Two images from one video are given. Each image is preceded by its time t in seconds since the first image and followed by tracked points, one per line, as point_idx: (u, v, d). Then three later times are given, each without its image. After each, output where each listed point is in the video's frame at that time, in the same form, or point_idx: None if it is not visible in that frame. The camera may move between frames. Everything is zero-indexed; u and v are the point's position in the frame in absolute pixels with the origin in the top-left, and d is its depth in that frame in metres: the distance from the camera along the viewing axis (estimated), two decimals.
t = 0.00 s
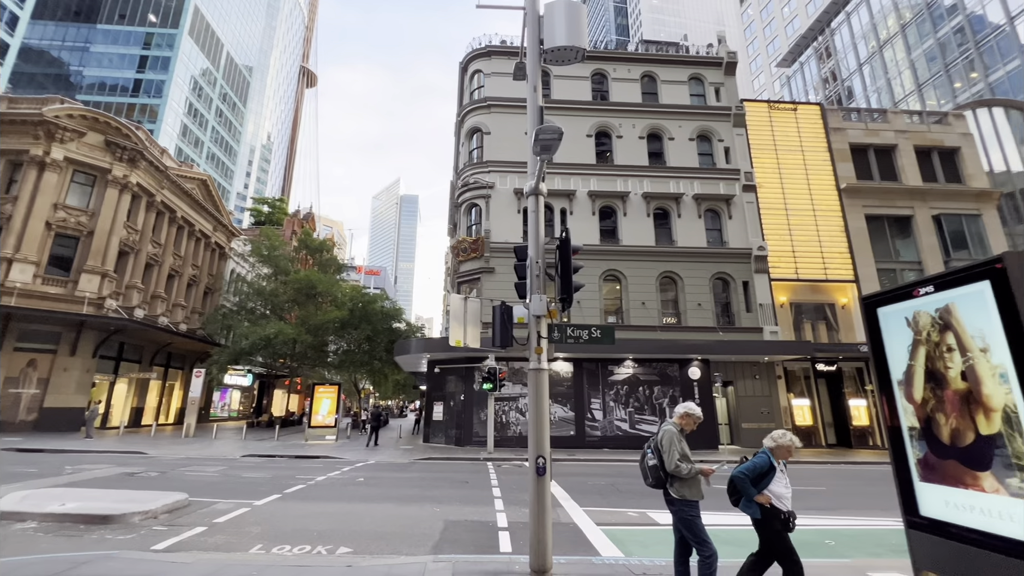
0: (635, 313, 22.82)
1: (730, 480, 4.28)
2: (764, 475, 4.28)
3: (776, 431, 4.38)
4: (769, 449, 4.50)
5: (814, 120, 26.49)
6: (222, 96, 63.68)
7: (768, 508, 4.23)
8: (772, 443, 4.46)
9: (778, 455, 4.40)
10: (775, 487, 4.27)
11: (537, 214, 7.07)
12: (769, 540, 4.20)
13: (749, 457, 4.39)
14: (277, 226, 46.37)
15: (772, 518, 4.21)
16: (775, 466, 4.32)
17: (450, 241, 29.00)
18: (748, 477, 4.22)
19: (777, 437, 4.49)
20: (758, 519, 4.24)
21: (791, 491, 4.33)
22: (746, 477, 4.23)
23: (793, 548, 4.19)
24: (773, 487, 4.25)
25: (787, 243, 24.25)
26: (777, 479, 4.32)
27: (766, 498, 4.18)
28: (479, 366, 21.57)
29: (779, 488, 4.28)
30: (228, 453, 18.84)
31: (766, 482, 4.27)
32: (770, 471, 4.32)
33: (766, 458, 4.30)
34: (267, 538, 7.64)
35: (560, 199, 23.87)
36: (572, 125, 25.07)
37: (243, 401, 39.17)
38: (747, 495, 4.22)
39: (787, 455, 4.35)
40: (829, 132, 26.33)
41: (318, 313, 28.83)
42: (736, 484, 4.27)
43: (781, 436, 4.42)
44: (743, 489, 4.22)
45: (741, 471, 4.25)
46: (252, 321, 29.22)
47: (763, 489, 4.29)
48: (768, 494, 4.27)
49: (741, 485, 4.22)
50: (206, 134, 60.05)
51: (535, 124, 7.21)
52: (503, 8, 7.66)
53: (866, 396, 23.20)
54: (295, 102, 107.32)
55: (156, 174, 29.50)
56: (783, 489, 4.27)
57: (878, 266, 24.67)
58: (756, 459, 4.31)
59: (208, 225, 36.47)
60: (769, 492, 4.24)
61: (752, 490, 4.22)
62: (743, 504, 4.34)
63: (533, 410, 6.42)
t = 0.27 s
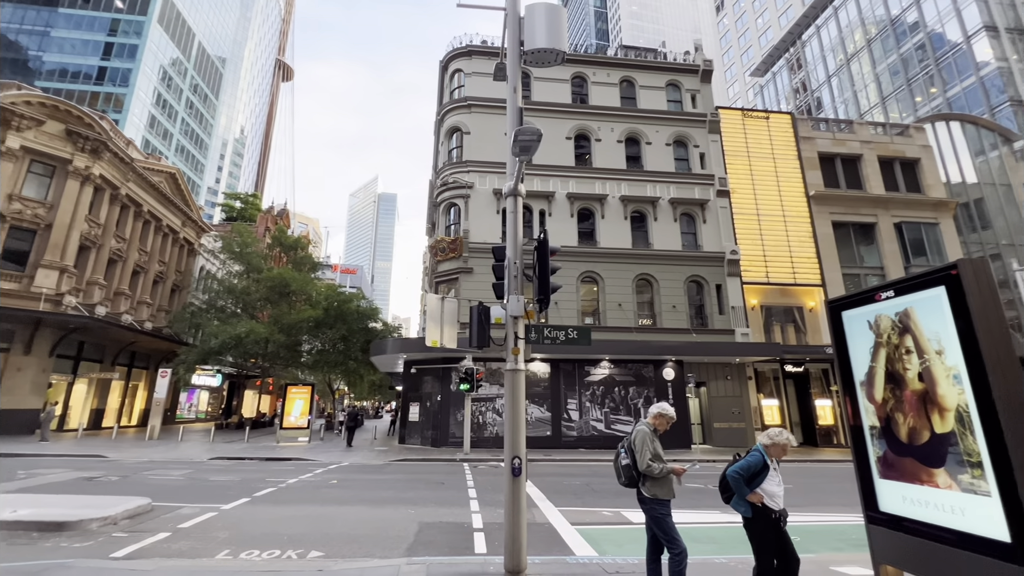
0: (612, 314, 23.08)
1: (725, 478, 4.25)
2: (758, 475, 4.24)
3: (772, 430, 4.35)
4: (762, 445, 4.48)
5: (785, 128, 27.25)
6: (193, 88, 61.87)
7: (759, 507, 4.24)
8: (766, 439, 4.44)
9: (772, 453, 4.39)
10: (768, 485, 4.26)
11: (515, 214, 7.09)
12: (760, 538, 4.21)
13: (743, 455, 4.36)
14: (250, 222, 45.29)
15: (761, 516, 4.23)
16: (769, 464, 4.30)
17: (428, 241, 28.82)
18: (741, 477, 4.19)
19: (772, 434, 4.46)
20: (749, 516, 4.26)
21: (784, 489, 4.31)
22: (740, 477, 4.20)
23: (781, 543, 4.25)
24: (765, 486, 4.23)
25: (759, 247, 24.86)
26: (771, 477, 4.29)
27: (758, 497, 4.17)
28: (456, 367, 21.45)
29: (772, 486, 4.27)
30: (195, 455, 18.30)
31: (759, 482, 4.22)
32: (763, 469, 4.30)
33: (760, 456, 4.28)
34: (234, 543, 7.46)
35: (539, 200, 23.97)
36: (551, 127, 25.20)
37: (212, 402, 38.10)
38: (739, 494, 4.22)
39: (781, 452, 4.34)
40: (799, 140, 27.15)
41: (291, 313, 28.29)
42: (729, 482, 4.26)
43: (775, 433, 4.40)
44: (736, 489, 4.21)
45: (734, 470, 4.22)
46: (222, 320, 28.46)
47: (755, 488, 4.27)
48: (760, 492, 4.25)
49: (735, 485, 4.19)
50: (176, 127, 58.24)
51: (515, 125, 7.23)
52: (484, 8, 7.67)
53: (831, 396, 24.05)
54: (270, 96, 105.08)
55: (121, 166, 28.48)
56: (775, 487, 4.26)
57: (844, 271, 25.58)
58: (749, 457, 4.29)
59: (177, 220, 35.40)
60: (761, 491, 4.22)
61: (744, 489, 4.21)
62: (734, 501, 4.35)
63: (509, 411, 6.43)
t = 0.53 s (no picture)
0: (591, 317, 23.27)
1: (723, 484, 4.18)
2: (756, 481, 4.17)
3: (772, 436, 4.31)
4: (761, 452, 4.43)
5: (760, 137, 27.94)
6: (164, 81, 60.17)
7: (756, 514, 4.17)
8: (764, 444, 4.40)
9: (770, 459, 4.35)
10: (766, 492, 4.19)
11: (496, 216, 7.10)
12: (759, 544, 4.14)
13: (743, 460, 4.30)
14: (223, 220, 44.23)
15: (757, 523, 4.17)
16: (767, 470, 4.26)
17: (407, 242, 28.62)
18: (740, 483, 4.11)
19: (770, 439, 4.42)
20: (744, 523, 4.19)
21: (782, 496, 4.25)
22: (738, 482, 4.12)
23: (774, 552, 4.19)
24: (764, 492, 4.17)
25: (734, 252, 25.40)
26: (769, 484, 4.24)
27: (756, 503, 4.09)
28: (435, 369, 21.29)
29: (770, 494, 4.20)
30: (162, 460, 17.73)
31: (757, 488, 4.16)
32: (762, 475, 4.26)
33: (759, 462, 4.23)
34: (202, 551, 7.26)
35: (520, 203, 24.03)
36: (533, 130, 25.32)
37: (181, 404, 36.99)
38: (736, 500, 4.14)
39: (780, 459, 4.31)
40: (773, 149, 27.86)
41: (266, 313, 27.71)
42: (728, 488, 4.18)
43: (774, 439, 4.36)
44: (734, 494, 4.13)
45: (732, 475, 4.15)
46: (193, 320, 27.67)
47: (753, 493, 4.19)
48: (758, 499, 4.18)
49: (733, 490, 4.12)
50: (146, 120, 56.51)
51: (496, 128, 7.25)
52: (466, 9, 7.66)
53: (801, 398, 24.78)
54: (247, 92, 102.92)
55: (86, 160, 27.51)
56: (774, 494, 4.20)
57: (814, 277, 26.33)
58: (748, 462, 4.22)
59: (146, 217, 34.36)
60: (759, 497, 4.15)
61: (742, 495, 4.12)
62: (731, 507, 4.28)
63: (487, 414, 6.43)
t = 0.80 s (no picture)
0: (570, 320, 23.41)
1: (725, 483, 4.30)
2: (757, 480, 4.28)
3: (769, 434, 4.36)
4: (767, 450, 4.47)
5: (736, 146, 28.58)
6: (135, 73, 58.40)
7: (760, 513, 4.24)
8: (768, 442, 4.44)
9: (775, 456, 4.39)
10: (768, 491, 4.26)
11: (476, 219, 7.12)
12: (764, 542, 4.22)
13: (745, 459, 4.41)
14: (196, 218, 43.10)
15: (763, 522, 4.23)
16: (770, 468, 4.32)
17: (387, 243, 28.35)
18: (739, 480, 4.23)
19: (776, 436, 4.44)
20: (748, 522, 4.27)
21: (787, 494, 4.31)
22: (739, 481, 4.24)
23: (784, 550, 4.23)
24: (766, 492, 4.23)
25: (710, 258, 25.89)
26: (772, 482, 4.29)
27: (758, 502, 4.18)
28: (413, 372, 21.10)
29: (773, 492, 4.28)
30: (127, 466, 17.12)
31: (760, 486, 4.26)
32: (765, 473, 4.32)
33: (761, 460, 4.32)
34: (168, 560, 7.06)
35: (501, 206, 24.07)
36: (515, 134, 25.40)
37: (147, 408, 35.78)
38: (738, 499, 4.24)
39: (784, 455, 4.33)
40: (748, 158, 28.54)
41: (239, 314, 27.08)
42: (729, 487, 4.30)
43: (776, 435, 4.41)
44: (735, 493, 4.24)
45: (732, 474, 4.27)
46: (162, 320, 26.86)
47: (755, 492, 4.29)
48: (761, 498, 4.25)
49: (735, 489, 4.22)
50: (115, 113, 54.77)
51: (477, 131, 7.26)
52: (449, 12, 7.67)
53: (773, 401, 25.38)
54: (223, 87, 100.69)
55: (50, 153, 26.51)
56: (778, 492, 4.26)
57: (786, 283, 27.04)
58: (749, 462, 4.33)
59: (114, 214, 33.26)
60: (761, 496, 4.23)
61: (744, 493, 4.24)
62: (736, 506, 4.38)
63: (465, 417, 6.42)
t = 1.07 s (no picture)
0: (550, 325, 23.51)
1: (729, 487, 3.52)
2: (763, 485, 3.58)
3: (775, 431, 3.68)
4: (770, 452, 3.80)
5: (712, 156, 29.21)
6: (104, 66, 56.57)
7: (765, 520, 3.54)
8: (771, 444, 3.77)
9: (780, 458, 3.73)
10: (774, 497, 3.59)
11: (457, 223, 7.12)
12: (771, 558, 3.50)
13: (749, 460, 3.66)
14: (167, 217, 41.91)
15: (768, 531, 3.53)
16: (776, 473, 3.65)
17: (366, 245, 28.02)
18: (747, 485, 3.49)
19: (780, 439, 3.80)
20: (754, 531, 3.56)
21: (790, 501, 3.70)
22: (746, 485, 3.50)
23: (788, 565, 3.57)
24: (772, 496, 3.57)
25: (686, 264, 26.35)
26: (778, 487, 3.63)
27: (766, 509, 3.49)
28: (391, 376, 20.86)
29: (778, 497, 3.62)
30: (88, 474, 16.45)
31: (766, 491, 3.58)
32: (770, 478, 3.65)
33: (768, 463, 3.62)
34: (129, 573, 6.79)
35: (481, 210, 24.06)
36: (497, 138, 25.46)
37: (111, 413, 34.47)
38: (744, 505, 3.50)
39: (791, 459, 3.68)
40: (724, 167, 29.21)
41: (210, 316, 26.38)
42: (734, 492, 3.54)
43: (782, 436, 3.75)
44: (741, 499, 3.49)
45: (739, 477, 3.51)
46: (129, 322, 25.98)
47: (759, 498, 3.60)
48: (766, 504, 3.56)
49: (740, 494, 3.47)
50: (82, 107, 52.89)
51: (458, 135, 7.26)
52: (432, 16, 7.69)
53: (746, 405, 25.90)
54: (197, 83, 98.32)
55: (10, 146, 25.43)
56: (784, 498, 3.61)
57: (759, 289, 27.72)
58: (755, 464, 3.60)
59: (78, 211, 32.07)
60: (768, 502, 3.54)
61: (749, 499, 3.51)
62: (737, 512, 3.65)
63: (443, 422, 6.38)
